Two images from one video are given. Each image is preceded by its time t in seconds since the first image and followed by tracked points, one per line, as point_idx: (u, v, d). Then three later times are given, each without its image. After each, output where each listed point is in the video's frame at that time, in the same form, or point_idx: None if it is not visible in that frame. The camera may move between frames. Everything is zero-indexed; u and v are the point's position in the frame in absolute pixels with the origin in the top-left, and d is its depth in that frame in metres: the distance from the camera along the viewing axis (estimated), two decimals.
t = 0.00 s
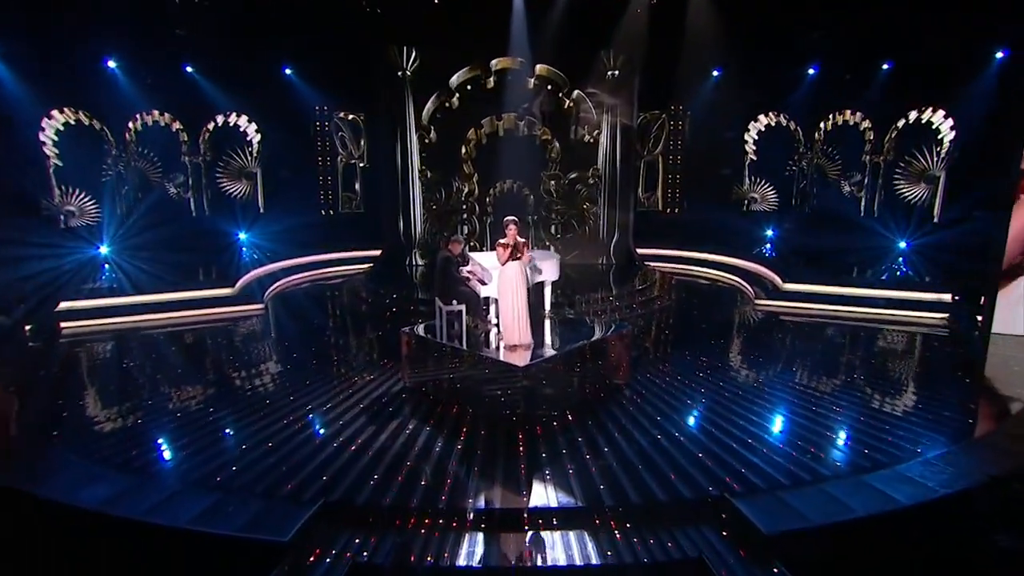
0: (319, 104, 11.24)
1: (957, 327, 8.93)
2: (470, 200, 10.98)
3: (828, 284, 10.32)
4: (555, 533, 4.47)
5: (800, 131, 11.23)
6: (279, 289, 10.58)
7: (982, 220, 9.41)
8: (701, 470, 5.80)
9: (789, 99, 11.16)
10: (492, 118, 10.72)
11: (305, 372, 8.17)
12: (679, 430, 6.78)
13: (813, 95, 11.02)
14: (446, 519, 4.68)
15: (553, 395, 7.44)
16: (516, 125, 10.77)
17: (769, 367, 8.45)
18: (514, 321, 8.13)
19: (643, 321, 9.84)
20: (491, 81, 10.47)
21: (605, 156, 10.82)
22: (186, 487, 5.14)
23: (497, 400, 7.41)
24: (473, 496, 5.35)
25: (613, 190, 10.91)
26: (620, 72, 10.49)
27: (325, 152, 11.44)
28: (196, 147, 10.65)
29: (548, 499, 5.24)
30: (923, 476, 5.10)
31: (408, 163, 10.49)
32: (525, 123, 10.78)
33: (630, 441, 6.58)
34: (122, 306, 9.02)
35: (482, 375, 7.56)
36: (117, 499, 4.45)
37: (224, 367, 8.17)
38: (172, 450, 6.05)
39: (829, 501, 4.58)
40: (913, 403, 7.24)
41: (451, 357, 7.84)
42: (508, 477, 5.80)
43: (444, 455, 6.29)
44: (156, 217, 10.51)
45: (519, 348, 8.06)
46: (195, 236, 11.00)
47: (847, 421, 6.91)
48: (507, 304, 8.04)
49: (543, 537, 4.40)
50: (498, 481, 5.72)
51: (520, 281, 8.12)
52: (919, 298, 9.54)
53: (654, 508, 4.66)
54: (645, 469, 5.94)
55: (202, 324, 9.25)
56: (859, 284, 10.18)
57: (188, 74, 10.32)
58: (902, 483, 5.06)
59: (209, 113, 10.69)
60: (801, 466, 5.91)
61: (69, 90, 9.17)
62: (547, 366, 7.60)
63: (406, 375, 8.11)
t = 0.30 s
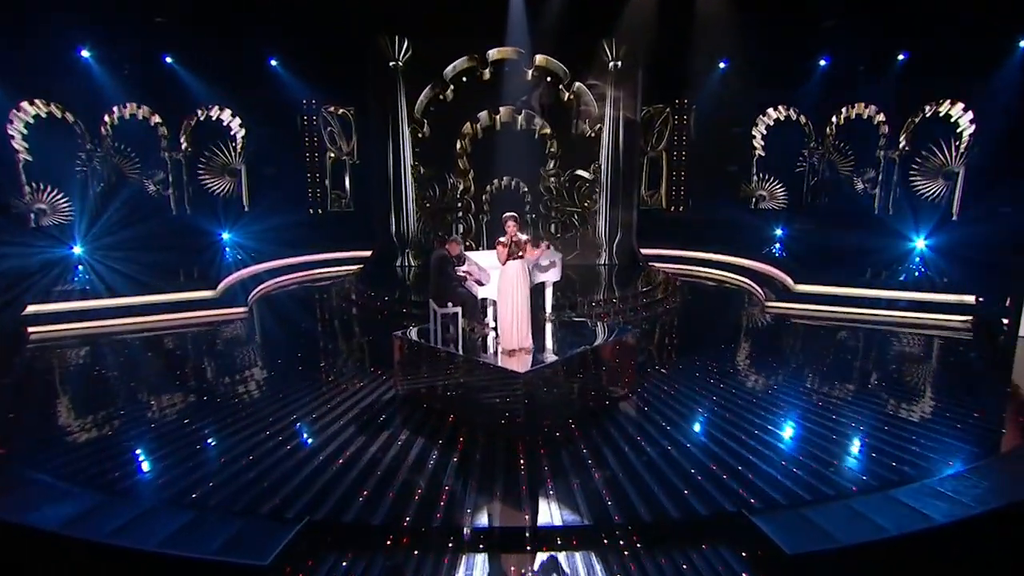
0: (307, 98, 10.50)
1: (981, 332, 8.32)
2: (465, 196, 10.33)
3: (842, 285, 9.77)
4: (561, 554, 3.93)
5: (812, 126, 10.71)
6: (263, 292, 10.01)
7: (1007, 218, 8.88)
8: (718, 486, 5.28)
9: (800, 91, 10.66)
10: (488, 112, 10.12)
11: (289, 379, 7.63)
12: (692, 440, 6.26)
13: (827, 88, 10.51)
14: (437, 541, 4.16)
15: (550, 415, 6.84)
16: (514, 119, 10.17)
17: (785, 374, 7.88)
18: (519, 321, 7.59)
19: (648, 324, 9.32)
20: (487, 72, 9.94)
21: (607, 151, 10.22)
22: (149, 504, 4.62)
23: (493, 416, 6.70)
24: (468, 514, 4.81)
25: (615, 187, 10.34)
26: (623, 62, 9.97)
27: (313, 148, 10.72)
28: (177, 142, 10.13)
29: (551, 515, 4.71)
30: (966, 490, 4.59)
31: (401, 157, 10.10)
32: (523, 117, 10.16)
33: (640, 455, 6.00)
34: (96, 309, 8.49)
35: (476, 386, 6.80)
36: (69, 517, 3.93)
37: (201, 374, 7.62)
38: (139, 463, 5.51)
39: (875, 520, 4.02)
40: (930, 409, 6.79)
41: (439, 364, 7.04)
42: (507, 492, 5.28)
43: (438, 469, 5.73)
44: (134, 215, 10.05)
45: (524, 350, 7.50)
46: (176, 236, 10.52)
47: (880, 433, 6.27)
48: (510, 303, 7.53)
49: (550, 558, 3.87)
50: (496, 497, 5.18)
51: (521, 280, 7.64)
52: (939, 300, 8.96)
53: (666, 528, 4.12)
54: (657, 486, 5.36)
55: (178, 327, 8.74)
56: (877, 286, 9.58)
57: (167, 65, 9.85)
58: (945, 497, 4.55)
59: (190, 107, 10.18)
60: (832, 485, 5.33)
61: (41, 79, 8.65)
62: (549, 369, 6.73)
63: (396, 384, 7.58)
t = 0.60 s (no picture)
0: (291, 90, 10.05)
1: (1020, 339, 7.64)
2: (461, 194, 9.76)
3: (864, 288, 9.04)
4: None
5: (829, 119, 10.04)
6: (242, 296, 9.33)
7: None
8: (741, 506, 4.66)
9: (816, 83, 9.95)
10: (486, 103, 9.50)
11: (269, 389, 6.97)
12: (709, 454, 5.63)
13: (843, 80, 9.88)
14: (429, 572, 3.56)
15: (551, 428, 6.17)
16: (513, 111, 9.55)
17: (806, 383, 7.21)
18: (524, 326, 7.00)
19: (658, 328, 8.70)
20: (484, 62, 9.31)
21: (612, 145, 9.66)
22: (101, 526, 4.01)
23: (497, 428, 6.04)
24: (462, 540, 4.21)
25: (619, 183, 9.74)
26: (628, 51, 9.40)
27: (299, 143, 10.21)
28: (152, 137, 9.55)
29: (556, 544, 4.16)
30: None
31: (393, 153, 9.52)
32: (523, 109, 9.55)
33: (654, 471, 5.34)
34: (63, 313, 7.88)
35: (474, 397, 6.15)
36: None
37: (173, 384, 6.96)
38: (92, 481, 4.88)
39: (944, 551, 3.37)
40: (974, 420, 6.15)
41: (433, 373, 6.43)
42: (507, 513, 4.65)
43: (432, 486, 5.09)
44: (106, 213, 9.44)
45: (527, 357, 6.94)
46: (153, 234, 9.90)
47: (926, 450, 5.57)
48: (514, 306, 6.89)
49: None
50: (495, 518, 4.55)
51: (528, 280, 6.96)
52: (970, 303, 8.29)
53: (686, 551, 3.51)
54: (677, 507, 4.70)
55: (148, 333, 8.11)
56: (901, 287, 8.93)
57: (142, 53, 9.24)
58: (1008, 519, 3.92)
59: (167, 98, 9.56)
60: (877, 506, 4.66)
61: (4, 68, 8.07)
62: (552, 379, 6.10)
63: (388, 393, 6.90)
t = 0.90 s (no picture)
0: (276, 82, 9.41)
1: None
2: (455, 192, 9.20)
3: (886, 291, 8.47)
4: None
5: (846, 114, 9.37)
6: (219, 300, 8.70)
7: None
8: (764, 527, 4.07)
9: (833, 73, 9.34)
10: (483, 95, 8.95)
11: (245, 401, 6.36)
12: (727, 468, 5.04)
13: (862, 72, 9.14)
14: None
15: (552, 443, 5.56)
16: (512, 104, 8.98)
17: (825, 393, 6.62)
18: (528, 329, 6.36)
19: (668, 333, 8.12)
20: (480, 51, 8.77)
21: (617, 140, 9.02)
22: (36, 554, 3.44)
23: (495, 439, 5.48)
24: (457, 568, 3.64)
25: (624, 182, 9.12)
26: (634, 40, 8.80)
27: (284, 139, 9.60)
28: (127, 131, 8.94)
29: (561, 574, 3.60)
30: None
31: (383, 150, 8.93)
32: (523, 101, 8.97)
33: (665, 489, 4.74)
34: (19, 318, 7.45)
35: (468, 407, 5.59)
36: None
37: (139, 398, 6.34)
38: (36, 504, 4.29)
39: None
40: None
41: (423, 383, 5.88)
42: (507, 536, 4.06)
43: (425, 504, 4.50)
44: (76, 212, 8.88)
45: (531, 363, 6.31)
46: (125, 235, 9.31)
47: (971, 467, 4.96)
48: (516, 309, 6.30)
49: None
50: (494, 542, 3.96)
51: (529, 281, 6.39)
52: (1004, 307, 7.71)
53: None
54: (691, 528, 4.10)
55: (117, 341, 7.54)
56: (928, 291, 8.35)
57: (116, 42, 8.62)
58: None
59: (144, 90, 8.97)
60: (917, 528, 4.07)
61: None
62: (552, 390, 5.48)
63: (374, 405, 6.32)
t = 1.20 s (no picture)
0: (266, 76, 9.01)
1: None
2: (455, 190, 8.71)
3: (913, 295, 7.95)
4: None
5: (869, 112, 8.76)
6: (203, 305, 8.23)
7: None
8: (793, 551, 3.56)
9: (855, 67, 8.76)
10: (483, 88, 8.46)
11: (224, 412, 5.84)
12: (749, 484, 4.52)
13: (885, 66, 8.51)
14: None
15: (559, 461, 5.00)
16: (514, 98, 8.48)
17: (844, 403, 6.08)
18: (534, 334, 5.77)
19: (681, 340, 7.61)
20: (481, 42, 8.29)
21: (625, 136, 8.53)
22: None
23: (494, 454, 4.97)
24: None
25: (633, 180, 8.61)
26: (643, 30, 8.33)
27: (274, 135, 9.16)
28: (109, 127, 8.48)
29: None
30: None
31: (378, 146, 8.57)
32: (526, 95, 8.48)
33: (681, 507, 4.23)
34: None
35: (467, 419, 5.07)
36: None
37: (106, 413, 5.80)
38: None
39: None
40: None
41: (418, 393, 5.35)
42: (507, 561, 3.57)
43: (421, 521, 4.02)
44: (54, 212, 8.40)
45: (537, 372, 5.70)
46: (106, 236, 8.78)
47: None
48: (517, 313, 5.77)
49: None
50: (494, 568, 3.47)
51: (531, 283, 5.83)
52: None
53: None
54: (709, 551, 3.59)
55: (94, 347, 7.13)
56: (959, 294, 7.83)
57: (98, 34, 8.16)
58: None
59: (128, 84, 8.50)
60: (960, 552, 3.56)
61: None
62: (557, 403, 4.94)
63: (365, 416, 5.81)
